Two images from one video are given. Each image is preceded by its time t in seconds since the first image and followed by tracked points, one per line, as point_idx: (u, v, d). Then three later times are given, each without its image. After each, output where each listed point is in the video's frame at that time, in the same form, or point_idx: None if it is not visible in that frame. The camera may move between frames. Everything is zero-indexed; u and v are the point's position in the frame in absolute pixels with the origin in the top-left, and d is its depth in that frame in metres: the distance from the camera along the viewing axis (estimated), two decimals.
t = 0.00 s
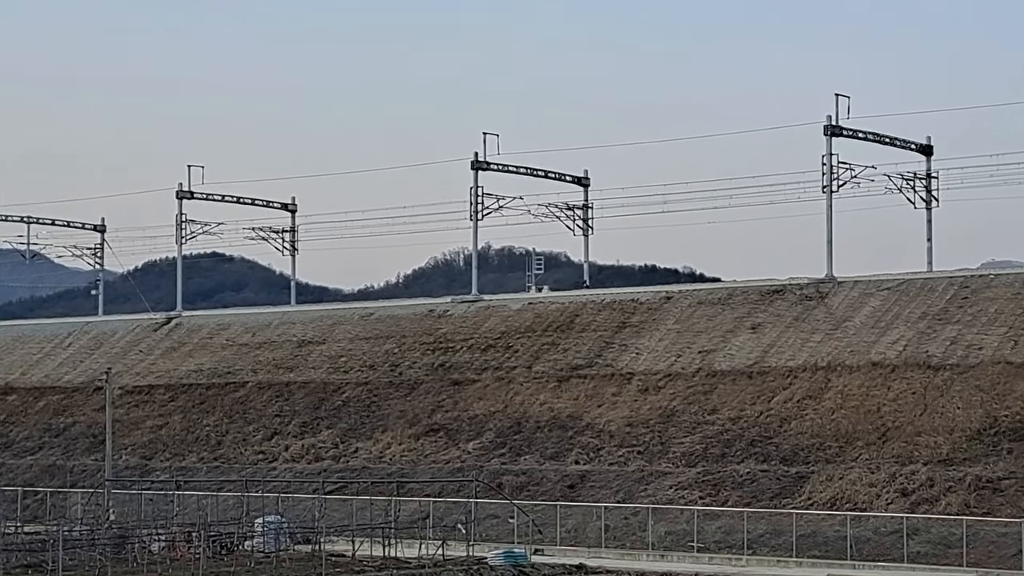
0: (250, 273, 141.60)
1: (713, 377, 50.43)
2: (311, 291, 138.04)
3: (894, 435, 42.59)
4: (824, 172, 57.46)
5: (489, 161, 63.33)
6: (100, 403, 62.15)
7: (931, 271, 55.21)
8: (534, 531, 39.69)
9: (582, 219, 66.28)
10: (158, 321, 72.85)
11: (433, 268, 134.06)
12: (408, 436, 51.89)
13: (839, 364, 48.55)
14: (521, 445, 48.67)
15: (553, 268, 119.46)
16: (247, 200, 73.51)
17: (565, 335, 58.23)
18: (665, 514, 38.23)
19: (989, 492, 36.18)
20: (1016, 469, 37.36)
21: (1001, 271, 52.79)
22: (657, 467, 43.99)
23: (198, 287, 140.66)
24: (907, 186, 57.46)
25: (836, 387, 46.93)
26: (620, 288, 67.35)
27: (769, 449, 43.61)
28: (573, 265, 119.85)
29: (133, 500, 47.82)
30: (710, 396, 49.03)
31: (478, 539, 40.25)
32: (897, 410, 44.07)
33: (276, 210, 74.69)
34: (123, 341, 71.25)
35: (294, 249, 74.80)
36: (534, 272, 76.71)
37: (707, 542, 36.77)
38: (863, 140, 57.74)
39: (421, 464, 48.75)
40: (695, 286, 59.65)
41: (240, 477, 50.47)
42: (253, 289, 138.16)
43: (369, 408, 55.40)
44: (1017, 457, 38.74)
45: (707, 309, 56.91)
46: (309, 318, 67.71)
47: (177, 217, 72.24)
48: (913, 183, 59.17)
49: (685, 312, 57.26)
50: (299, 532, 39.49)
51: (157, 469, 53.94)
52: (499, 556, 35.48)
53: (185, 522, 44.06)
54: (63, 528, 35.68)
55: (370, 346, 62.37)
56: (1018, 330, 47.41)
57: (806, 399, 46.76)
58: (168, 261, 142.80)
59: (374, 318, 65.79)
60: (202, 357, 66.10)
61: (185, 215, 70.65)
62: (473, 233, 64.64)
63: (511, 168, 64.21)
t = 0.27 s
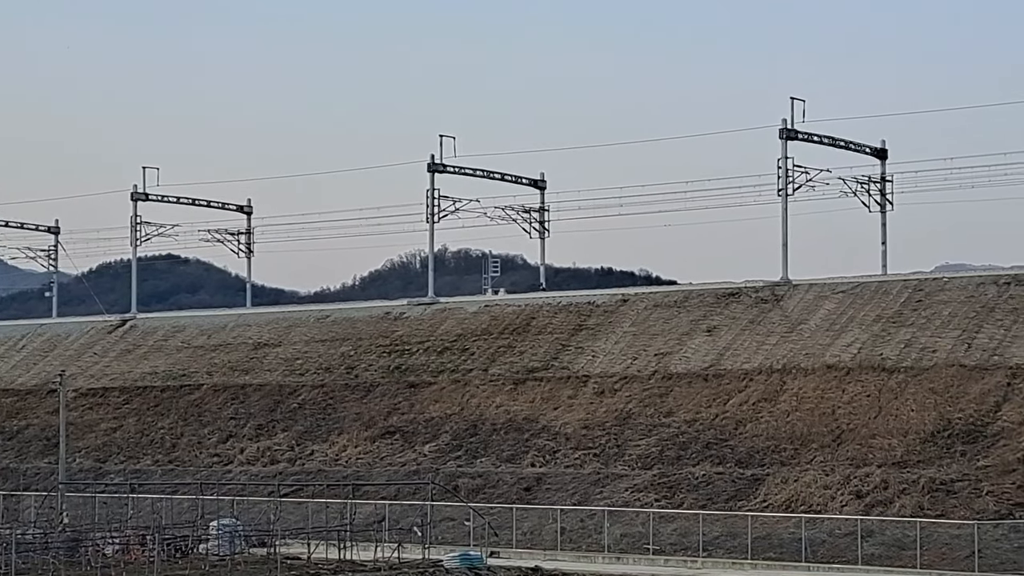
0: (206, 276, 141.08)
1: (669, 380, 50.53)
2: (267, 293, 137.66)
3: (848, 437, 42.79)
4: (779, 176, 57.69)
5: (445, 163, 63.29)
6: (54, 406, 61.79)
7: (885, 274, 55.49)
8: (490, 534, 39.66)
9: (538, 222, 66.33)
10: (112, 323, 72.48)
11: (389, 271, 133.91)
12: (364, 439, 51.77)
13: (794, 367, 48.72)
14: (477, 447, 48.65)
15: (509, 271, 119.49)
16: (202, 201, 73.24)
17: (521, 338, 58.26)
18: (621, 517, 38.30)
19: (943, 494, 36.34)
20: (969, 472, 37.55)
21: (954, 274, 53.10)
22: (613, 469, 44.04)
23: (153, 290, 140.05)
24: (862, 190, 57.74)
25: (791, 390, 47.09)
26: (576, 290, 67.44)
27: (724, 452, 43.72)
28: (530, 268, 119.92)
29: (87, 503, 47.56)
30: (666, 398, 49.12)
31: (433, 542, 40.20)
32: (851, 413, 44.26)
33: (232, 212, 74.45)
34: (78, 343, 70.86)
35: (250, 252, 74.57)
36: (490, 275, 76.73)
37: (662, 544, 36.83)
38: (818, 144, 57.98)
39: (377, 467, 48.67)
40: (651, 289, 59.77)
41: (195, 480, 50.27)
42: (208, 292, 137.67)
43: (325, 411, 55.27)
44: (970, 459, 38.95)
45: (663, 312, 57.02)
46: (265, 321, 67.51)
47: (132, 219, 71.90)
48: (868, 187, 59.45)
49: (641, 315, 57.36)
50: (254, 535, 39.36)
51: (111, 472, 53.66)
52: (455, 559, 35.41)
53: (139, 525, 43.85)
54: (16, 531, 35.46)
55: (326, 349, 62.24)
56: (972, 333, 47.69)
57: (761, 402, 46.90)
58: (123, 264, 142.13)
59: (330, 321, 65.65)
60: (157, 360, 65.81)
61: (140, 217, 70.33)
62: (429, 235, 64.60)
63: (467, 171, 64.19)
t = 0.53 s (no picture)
0: (164, 278, 140.54)
1: (628, 383, 50.57)
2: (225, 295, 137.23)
3: (806, 439, 42.93)
4: (738, 179, 57.87)
5: (404, 165, 63.20)
6: (9, 409, 61.41)
7: (843, 277, 55.74)
8: (448, 537, 39.62)
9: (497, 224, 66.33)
10: (69, 325, 72.09)
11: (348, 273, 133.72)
12: (322, 441, 51.66)
13: (752, 369, 48.87)
14: (436, 450, 48.60)
15: (468, 273, 119.46)
16: (160, 203, 72.94)
17: (480, 340, 58.23)
18: (579, 519, 38.33)
19: (899, 496, 36.49)
20: (925, 474, 37.72)
21: (911, 277, 53.37)
22: (572, 472, 44.06)
23: (111, 291, 139.44)
24: (820, 193, 57.98)
25: (749, 393, 47.22)
26: (534, 293, 67.48)
27: (682, 454, 43.78)
28: (489, 270, 119.91)
29: (42, 506, 47.28)
30: (625, 401, 49.17)
31: (391, 544, 40.13)
32: (809, 415, 44.41)
33: (189, 214, 74.18)
34: (34, 345, 70.45)
35: (208, 254, 74.31)
36: (449, 277, 76.69)
37: (621, 547, 36.84)
38: (776, 147, 58.18)
39: (336, 469, 48.55)
40: (609, 292, 59.86)
41: (152, 483, 50.05)
42: (166, 294, 137.14)
43: (283, 413, 55.11)
44: (927, 461, 39.13)
45: (621, 314, 57.11)
46: (223, 323, 67.27)
47: (89, 221, 71.54)
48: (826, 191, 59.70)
49: (599, 317, 57.43)
50: (211, 538, 39.20)
51: (67, 475, 53.36)
52: (413, 561, 35.35)
53: (95, 528, 43.62)
54: None
55: (284, 351, 62.07)
56: (928, 335, 47.94)
57: (719, 404, 47.01)
58: (80, 266, 141.44)
59: (289, 323, 65.46)
60: (114, 362, 65.49)
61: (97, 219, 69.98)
62: (388, 237, 64.53)
63: (426, 173, 64.12)
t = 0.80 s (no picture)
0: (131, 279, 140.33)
1: (595, 384, 50.83)
2: (193, 296, 137.10)
3: (772, 440, 43.27)
4: (705, 182, 58.22)
5: (372, 167, 63.34)
6: None
7: (809, 279, 56.15)
8: (416, 537, 39.80)
9: (466, 225, 66.53)
10: (37, 325, 72.02)
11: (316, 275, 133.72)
12: (291, 442, 51.76)
13: (719, 370, 49.18)
14: (404, 450, 48.78)
15: (437, 275, 119.64)
16: (128, 204, 72.93)
17: (448, 341, 58.42)
18: (547, 519, 38.57)
19: (864, 496, 36.81)
20: (890, 474, 38.06)
21: (876, 279, 53.80)
22: (540, 472, 44.29)
23: (78, 292, 139.15)
24: (786, 195, 58.37)
25: (716, 394, 47.52)
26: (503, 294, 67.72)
27: (649, 455, 44.05)
28: (456, 271, 120.11)
29: (11, 507, 47.29)
30: (592, 402, 49.43)
31: (360, 544, 40.29)
32: (775, 416, 44.74)
33: (158, 214, 74.19)
34: (2, 346, 70.37)
35: (176, 254, 74.33)
36: (417, 277, 76.87)
37: (588, 547, 37.10)
38: (743, 150, 58.54)
39: (304, 470, 48.67)
40: (577, 293, 60.15)
41: (120, 483, 50.10)
42: (134, 294, 136.94)
43: (252, 414, 55.20)
44: (891, 462, 39.47)
45: (589, 316, 57.37)
46: (192, 323, 67.32)
47: (57, 221, 71.50)
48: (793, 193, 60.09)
49: (567, 319, 57.68)
50: (180, 538, 39.31)
51: (36, 475, 53.36)
52: (381, 561, 35.48)
53: (64, 528, 43.68)
54: None
55: (253, 351, 62.16)
56: (893, 337, 48.33)
57: (686, 405, 47.30)
58: (47, 266, 141.11)
59: (257, 324, 65.55)
60: (83, 363, 65.46)
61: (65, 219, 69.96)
62: (357, 239, 64.67)
63: (395, 175, 64.28)
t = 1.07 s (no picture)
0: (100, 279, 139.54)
1: (566, 385, 50.53)
2: (161, 297, 136.40)
3: (743, 442, 43.03)
4: (676, 182, 57.99)
5: (342, 167, 62.95)
6: None
7: (781, 281, 55.98)
8: (385, 540, 39.43)
9: (436, 226, 66.18)
10: (3, 326, 71.39)
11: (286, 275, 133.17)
12: (259, 444, 51.32)
13: (690, 372, 48.94)
14: (373, 452, 48.40)
15: (407, 275, 119.26)
16: (96, 204, 72.37)
17: (418, 342, 58.06)
18: (517, 522, 38.25)
19: (836, 499, 36.58)
20: (862, 477, 37.85)
21: (848, 281, 53.67)
22: (510, 474, 43.96)
23: (46, 293, 138.29)
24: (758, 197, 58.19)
25: (687, 396, 47.27)
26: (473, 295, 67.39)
27: (620, 457, 43.76)
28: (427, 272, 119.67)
29: None
30: (563, 404, 49.13)
31: (328, 547, 39.90)
32: (747, 418, 44.52)
33: (126, 214, 73.65)
34: None
35: (144, 255, 73.80)
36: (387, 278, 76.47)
37: (558, 550, 36.79)
38: (714, 151, 58.33)
39: (272, 472, 48.24)
40: (548, 294, 59.87)
41: (86, 485, 49.59)
42: (103, 295, 136.17)
43: (220, 415, 54.74)
44: (863, 464, 39.26)
45: (560, 317, 57.08)
46: (160, 324, 66.82)
47: (24, 221, 70.91)
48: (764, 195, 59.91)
49: (538, 320, 57.38)
50: (146, 541, 38.86)
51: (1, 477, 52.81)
52: (349, 564, 35.08)
53: (28, 531, 43.17)
54: None
55: (221, 353, 61.69)
56: (865, 339, 48.17)
57: (657, 407, 47.03)
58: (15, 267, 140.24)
59: (226, 325, 65.08)
60: (49, 364, 64.88)
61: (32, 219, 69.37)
62: (326, 239, 64.26)
63: (364, 175, 63.90)
